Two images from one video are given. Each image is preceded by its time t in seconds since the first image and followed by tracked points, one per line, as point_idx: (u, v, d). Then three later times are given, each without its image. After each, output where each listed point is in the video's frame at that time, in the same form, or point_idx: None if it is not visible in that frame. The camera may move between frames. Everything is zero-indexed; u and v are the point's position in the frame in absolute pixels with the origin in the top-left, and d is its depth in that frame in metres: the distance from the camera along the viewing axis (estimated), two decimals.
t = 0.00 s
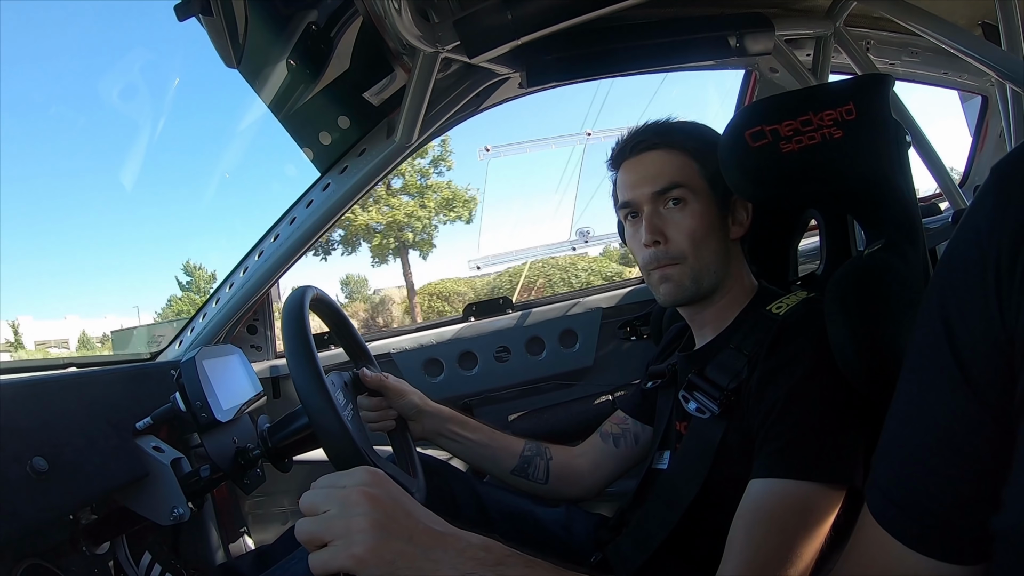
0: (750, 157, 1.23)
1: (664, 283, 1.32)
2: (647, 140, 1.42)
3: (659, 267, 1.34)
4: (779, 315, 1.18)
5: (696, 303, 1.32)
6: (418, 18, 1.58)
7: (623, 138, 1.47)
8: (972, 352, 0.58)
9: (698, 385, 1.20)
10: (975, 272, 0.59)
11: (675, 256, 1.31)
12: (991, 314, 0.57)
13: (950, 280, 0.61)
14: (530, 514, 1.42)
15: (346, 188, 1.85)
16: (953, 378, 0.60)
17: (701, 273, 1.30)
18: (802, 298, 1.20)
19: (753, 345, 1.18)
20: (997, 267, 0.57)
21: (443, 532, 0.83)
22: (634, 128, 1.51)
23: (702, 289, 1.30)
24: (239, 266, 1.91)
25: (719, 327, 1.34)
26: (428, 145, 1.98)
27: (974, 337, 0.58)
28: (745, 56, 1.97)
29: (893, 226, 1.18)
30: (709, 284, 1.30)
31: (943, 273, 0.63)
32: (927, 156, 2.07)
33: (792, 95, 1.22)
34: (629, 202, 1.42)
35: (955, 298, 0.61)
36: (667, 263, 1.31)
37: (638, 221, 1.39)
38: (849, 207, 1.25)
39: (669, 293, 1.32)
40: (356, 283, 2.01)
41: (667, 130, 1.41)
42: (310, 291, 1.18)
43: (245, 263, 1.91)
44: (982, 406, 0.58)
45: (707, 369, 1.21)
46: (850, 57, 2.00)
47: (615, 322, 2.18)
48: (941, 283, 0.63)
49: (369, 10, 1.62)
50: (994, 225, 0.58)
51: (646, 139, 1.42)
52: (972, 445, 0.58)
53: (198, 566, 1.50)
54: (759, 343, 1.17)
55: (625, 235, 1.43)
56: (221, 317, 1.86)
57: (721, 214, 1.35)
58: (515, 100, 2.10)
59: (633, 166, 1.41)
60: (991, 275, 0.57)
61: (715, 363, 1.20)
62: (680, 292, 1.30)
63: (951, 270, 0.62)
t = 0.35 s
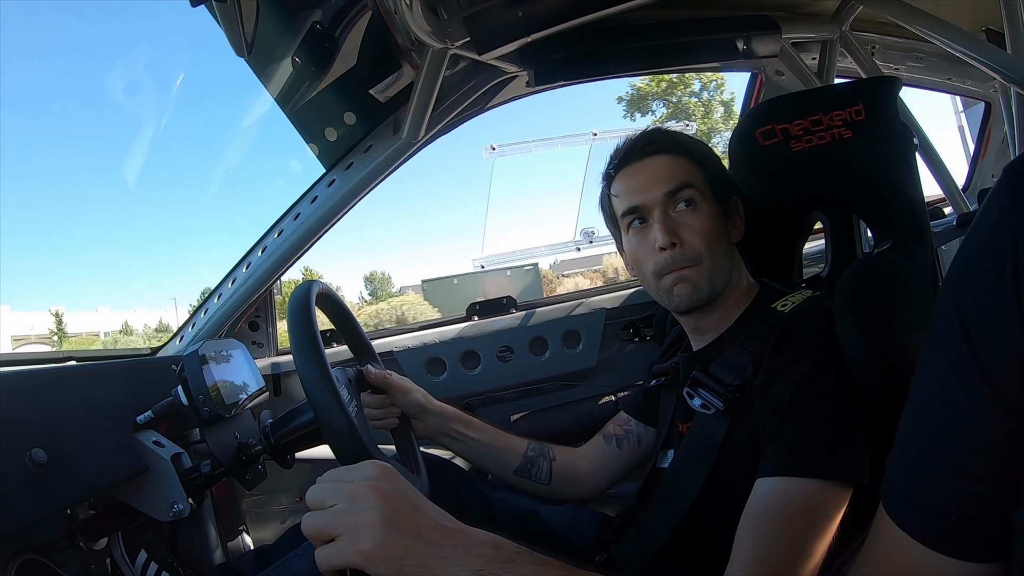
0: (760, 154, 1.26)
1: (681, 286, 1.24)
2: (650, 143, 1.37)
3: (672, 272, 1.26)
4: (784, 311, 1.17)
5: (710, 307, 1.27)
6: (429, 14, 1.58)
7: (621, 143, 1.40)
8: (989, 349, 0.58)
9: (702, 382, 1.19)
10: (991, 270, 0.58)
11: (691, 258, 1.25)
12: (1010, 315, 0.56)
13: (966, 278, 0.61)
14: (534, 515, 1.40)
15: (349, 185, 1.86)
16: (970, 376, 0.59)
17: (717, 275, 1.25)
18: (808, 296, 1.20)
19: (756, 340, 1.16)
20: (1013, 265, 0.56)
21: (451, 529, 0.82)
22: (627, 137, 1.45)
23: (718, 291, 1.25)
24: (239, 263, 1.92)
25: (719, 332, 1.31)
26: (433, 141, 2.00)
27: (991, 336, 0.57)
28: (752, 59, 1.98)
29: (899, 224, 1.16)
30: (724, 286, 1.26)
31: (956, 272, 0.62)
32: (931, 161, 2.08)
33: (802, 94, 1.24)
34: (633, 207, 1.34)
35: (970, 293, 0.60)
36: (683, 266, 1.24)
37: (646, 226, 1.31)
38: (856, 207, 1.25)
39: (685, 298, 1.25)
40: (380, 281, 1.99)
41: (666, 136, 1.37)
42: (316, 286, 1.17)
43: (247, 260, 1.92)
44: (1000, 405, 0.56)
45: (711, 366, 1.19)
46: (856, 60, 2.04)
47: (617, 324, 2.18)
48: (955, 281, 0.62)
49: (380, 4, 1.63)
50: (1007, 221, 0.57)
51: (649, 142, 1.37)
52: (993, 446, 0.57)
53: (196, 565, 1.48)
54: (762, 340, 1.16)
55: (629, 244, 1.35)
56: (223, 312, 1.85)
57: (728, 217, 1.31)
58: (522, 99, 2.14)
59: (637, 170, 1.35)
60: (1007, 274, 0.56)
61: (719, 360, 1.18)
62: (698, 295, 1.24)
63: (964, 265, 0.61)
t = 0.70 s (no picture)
0: (761, 154, 1.22)
1: (663, 279, 1.30)
2: (652, 138, 1.41)
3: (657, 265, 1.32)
4: (783, 312, 1.17)
5: (693, 302, 1.31)
6: (430, 9, 1.58)
7: (627, 137, 1.45)
8: (989, 349, 0.57)
9: (699, 380, 1.20)
10: (992, 270, 0.57)
11: (677, 253, 1.30)
12: (1010, 316, 0.55)
13: (967, 280, 0.60)
14: (529, 514, 1.40)
15: (350, 179, 1.87)
16: (970, 376, 0.58)
17: (701, 272, 1.29)
18: (807, 297, 1.20)
19: (756, 342, 1.17)
20: (1013, 263, 0.56)
21: (446, 526, 0.82)
22: (641, 126, 1.50)
23: (701, 288, 1.29)
24: (238, 257, 1.91)
25: (718, 328, 1.33)
26: (432, 138, 2.00)
27: (991, 336, 0.57)
28: (754, 60, 1.98)
29: (901, 228, 1.17)
30: (708, 284, 1.29)
31: (957, 273, 0.62)
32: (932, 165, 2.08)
33: (804, 93, 1.21)
34: (631, 200, 1.41)
35: (971, 295, 0.59)
36: (666, 260, 1.30)
37: (640, 219, 1.37)
38: (856, 209, 1.24)
39: (666, 290, 1.31)
40: (405, 275, 2.09)
41: (672, 133, 1.40)
42: (313, 280, 1.16)
43: (245, 254, 1.91)
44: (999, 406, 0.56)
45: (709, 365, 1.21)
46: (857, 62, 2.03)
47: (615, 323, 2.17)
48: (956, 282, 0.61)
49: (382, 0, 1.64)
50: (1011, 221, 0.57)
51: (650, 137, 1.41)
52: (991, 448, 0.57)
53: (189, 559, 1.47)
54: (762, 341, 1.17)
55: (626, 234, 1.42)
56: (219, 307, 1.85)
57: (723, 215, 1.33)
58: (521, 96, 2.14)
59: (636, 165, 1.40)
60: (1009, 273, 0.56)
61: (717, 360, 1.19)
62: (678, 290, 1.29)
63: (965, 267, 0.61)
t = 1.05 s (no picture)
0: (757, 154, 1.24)
1: (645, 272, 1.37)
2: (648, 136, 1.46)
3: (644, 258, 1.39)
4: (778, 312, 1.20)
5: (677, 297, 1.36)
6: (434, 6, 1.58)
7: (631, 132, 1.50)
8: (977, 341, 0.58)
9: (695, 379, 1.21)
10: (977, 265, 0.59)
11: (661, 249, 1.36)
12: (996, 310, 0.57)
13: (955, 274, 0.61)
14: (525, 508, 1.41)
15: (351, 174, 1.89)
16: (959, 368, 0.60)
17: (684, 269, 1.33)
18: (802, 297, 1.22)
19: (751, 340, 1.19)
20: (998, 257, 0.57)
21: (444, 514, 0.83)
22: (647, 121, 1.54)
23: (681, 283, 1.33)
24: (239, 250, 1.94)
25: (714, 324, 1.35)
26: (433, 134, 2.01)
27: (979, 329, 0.58)
28: (753, 62, 2.00)
29: (894, 228, 1.19)
30: (689, 280, 1.33)
31: (945, 269, 0.63)
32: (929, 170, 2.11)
33: (800, 95, 1.22)
34: (627, 195, 1.48)
35: (959, 288, 0.60)
36: (649, 254, 1.37)
37: (633, 214, 1.44)
38: (851, 210, 1.26)
39: (649, 283, 1.37)
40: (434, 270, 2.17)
41: (673, 130, 1.43)
42: (312, 272, 1.17)
43: (246, 247, 1.94)
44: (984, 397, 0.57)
45: (705, 364, 1.22)
46: (855, 67, 2.03)
47: (613, 321, 2.18)
48: (945, 277, 0.63)
49: None
50: (997, 219, 0.58)
51: (646, 135, 1.46)
52: (979, 439, 0.58)
53: (185, 550, 1.48)
54: (757, 338, 1.18)
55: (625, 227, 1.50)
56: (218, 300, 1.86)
57: (713, 212, 1.36)
58: (523, 96, 2.11)
59: (634, 162, 1.47)
60: (994, 268, 0.57)
61: (713, 358, 1.21)
62: (658, 283, 1.35)
63: (953, 261, 0.62)
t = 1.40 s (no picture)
0: (758, 156, 1.23)
1: (646, 274, 1.37)
2: (646, 139, 1.46)
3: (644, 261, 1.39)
4: (777, 314, 1.20)
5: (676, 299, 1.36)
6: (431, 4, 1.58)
7: (629, 135, 1.50)
8: (988, 334, 0.59)
9: (694, 382, 1.20)
10: (987, 263, 0.61)
11: (661, 251, 1.35)
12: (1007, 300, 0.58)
13: (966, 265, 0.63)
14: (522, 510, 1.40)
15: (348, 172, 1.88)
16: (969, 364, 0.61)
17: (683, 271, 1.33)
18: (801, 299, 1.22)
19: (750, 343, 1.19)
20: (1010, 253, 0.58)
21: (443, 516, 0.82)
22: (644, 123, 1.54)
23: (681, 286, 1.33)
24: (232, 248, 1.92)
25: (711, 327, 1.35)
26: (430, 133, 2.00)
27: (988, 324, 0.60)
28: (750, 65, 2.00)
29: (893, 231, 1.20)
30: (689, 283, 1.33)
31: (953, 265, 0.65)
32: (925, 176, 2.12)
33: (801, 98, 1.22)
34: (627, 198, 1.47)
35: (969, 282, 0.62)
36: (649, 257, 1.36)
37: (633, 217, 1.44)
38: (849, 212, 1.27)
39: (649, 285, 1.37)
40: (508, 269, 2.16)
41: (672, 133, 1.43)
42: (308, 272, 1.16)
43: (240, 246, 1.92)
44: (993, 391, 0.59)
45: (703, 367, 1.22)
46: (851, 69, 2.03)
47: (607, 324, 2.18)
48: (953, 276, 0.64)
49: None
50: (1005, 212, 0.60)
51: (644, 137, 1.46)
52: (989, 437, 0.59)
53: (177, 551, 1.46)
54: (757, 341, 1.18)
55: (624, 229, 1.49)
56: (212, 299, 1.85)
57: (712, 215, 1.36)
58: (518, 95, 2.12)
59: (632, 164, 1.46)
60: (1005, 264, 0.59)
61: (711, 361, 1.21)
62: (658, 286, 1.35)
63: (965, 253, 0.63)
